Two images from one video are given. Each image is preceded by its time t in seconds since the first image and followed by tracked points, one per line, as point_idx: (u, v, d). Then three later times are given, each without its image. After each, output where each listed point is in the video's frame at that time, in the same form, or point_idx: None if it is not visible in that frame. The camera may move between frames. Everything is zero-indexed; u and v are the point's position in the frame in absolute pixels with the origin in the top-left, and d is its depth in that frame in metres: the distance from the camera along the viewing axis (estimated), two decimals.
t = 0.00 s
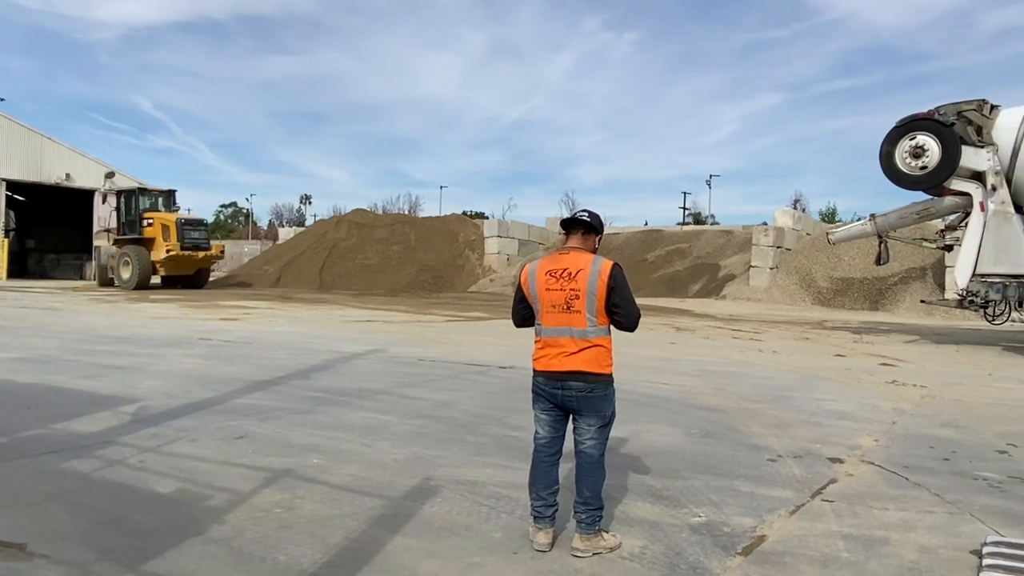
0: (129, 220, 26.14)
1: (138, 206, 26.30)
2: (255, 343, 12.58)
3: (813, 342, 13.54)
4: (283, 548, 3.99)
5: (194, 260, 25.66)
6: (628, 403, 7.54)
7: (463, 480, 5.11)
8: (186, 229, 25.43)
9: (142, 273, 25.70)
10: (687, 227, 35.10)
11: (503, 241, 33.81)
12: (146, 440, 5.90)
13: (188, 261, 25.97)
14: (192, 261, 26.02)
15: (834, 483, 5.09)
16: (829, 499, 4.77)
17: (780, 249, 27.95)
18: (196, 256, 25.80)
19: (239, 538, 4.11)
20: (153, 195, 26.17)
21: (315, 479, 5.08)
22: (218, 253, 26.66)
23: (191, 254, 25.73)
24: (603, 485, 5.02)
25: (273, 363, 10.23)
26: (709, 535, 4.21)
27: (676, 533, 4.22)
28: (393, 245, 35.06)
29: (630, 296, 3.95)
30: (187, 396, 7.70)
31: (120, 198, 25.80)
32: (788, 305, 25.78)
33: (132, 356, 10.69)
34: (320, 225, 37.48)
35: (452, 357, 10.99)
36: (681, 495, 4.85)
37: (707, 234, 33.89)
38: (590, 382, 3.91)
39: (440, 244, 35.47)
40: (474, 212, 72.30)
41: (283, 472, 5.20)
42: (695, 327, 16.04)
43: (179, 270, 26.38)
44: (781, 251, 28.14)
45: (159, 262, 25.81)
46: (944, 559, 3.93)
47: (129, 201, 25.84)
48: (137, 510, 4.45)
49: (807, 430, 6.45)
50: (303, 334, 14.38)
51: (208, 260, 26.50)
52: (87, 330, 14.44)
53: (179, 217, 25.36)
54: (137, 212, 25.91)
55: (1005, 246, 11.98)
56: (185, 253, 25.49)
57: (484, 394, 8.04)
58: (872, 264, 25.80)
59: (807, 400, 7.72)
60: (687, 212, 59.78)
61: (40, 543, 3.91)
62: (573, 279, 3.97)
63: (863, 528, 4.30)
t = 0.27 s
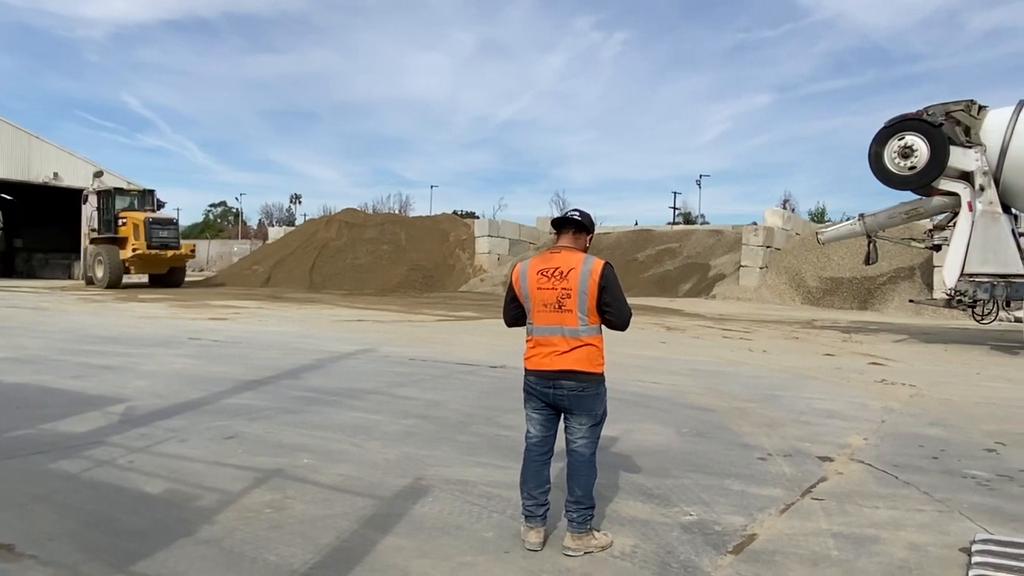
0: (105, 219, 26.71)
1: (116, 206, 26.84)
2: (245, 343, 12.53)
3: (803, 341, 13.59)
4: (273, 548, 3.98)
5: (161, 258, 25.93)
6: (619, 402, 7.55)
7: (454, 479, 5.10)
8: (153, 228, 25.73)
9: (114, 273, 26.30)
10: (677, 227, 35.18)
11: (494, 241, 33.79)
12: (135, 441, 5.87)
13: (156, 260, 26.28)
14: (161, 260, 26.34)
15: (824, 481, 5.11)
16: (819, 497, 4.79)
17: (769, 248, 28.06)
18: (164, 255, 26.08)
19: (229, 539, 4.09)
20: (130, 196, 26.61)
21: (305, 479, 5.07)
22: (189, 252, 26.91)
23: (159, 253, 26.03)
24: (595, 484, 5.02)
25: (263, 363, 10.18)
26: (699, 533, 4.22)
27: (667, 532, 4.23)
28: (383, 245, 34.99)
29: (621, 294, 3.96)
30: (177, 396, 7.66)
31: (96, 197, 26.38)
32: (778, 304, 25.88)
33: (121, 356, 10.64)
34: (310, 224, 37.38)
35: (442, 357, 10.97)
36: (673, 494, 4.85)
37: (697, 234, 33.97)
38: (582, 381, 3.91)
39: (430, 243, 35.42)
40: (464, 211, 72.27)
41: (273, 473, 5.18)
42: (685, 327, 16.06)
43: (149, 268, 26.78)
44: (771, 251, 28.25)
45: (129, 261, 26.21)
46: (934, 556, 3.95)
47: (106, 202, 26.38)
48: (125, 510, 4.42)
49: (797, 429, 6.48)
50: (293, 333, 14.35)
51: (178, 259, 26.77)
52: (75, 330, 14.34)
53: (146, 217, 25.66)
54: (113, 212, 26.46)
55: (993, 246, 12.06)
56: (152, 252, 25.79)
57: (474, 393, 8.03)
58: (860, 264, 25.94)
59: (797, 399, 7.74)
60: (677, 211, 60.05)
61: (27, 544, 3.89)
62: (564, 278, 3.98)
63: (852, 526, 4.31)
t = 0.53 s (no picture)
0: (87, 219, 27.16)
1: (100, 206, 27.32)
2: (235, 342, 12.48)
3: (793, 341, 13.64)
4: (264, 549, 3.97)
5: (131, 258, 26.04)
6: (610, 401, 7.56)
7: (446, 479, 5.10)
8: (123, 228, 25.88)
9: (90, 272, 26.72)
10: (668, 226, 35.22)
11: (484, 240, 33.77)
12: (124, 441, 5.84)
13: (129, 259, 26.44)
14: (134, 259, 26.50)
15: (814, 480, 5.13)
16: (810, 496, 4.81)
17: (760, 248, 28.14)
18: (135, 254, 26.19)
19: (220, 539, 4.08)
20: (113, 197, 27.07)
21: (296, 479, 5.05)
22: (162, 251, 26.94)
23: (131, 253, 26.16)
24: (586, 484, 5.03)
25: (253, 362, 10.15)
26: (690, 533, 4.23)
27: (658, 531, 4.23)
28: (374, 245, 34.91)
29: (612, 293, 3.96)
30: (166, 396, 7.63)
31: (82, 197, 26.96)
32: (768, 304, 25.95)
33: (109, 356, 10.59)
34: (301, 224, 37.25)
35: (433, 357, 10.95)
36: (664, 493, 4.86)
37: (688, 234, 34.02)
38: (573, 381, 3.91)
39: (421, 243, 35.36)
40: (455, 211, 72.16)
41: (265, 473, 5.16)
42: (676, 326, 16.09)
43: (123, 267, 26.98)
44: (761, 250, 28.32)
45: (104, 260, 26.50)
46: (923, 555, 3.97)
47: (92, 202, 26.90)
48: (115, 511, 4.40)
49: (787, 428, 6.50)
50: (283, 333, 14.30)
51: (152, 258, 26.87)
52: (63, 329, 14.27)
53: (117, 217, 25.85)
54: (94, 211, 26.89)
55: (981, 246, 12.13)
56: (122, 252, 25.94)
57: (466, 393, 8.02)
58: (850, 264, 26.04)
59: (788, 398, 7.77)
60: (668, 211, 60.14)
61: (17, 545, 3.86)
62: (555, 277, 3.98)
63: (842, 525, 4.33)
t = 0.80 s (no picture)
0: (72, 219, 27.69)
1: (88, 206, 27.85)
2: (225, 342, 12.44)
3: (783, 340, 13.69)
4: (254, 549, 3.95)
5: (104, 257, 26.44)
6: (601, 401, 7.56)
7: (437, 479, 5.09)
8: (97, 227, 26.31)
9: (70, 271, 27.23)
10: (659, 226, 35.26)
11: (476, 240, 33.76)
12: (114, 441, 5.81)
13: (104, 258, 26.84)
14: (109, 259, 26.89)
15: (804, 479, 5.15)
16: (799, 494, 4.82)
17: (750, 248, 28.22)
18: (109, 253, 26.59)
19: (209, 539, 4.06)
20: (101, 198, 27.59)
21: (287, 479, 5.04)
22: (138, 250, 27.27)
23: (105, 252, 26.58)
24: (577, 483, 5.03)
25: (243, 362, 10.11)
26: (680, 531, 4.24)
27: (649, 530, 4.24)
28: (365, 245, 34.84)
29: (603, 293, 3.96)
30: (156, 396, 7.60)
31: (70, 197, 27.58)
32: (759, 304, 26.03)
33: (98, 356, 10.54)
34: (292, 223, 37.15)
35: (424, 356, 10.93)
36: (654, 492, 4.87)
37: (679, 233, 34.10)
38: (563, 380, 3.92)
39: (412, 243, 35.30)
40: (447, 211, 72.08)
41: (255, 473, 5.14)
42: (668, 326, 16.12)
43: (100, 266, 27.40)
44: (752, 250, 28.41)
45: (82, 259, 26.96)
46: (911, 552, 3.99)
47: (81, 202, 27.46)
48: (104, 511, 4.37)
49: (777, 427, 6.53)
50: (274, 333, 14.27)
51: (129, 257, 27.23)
52: (52, 329, 14.19)
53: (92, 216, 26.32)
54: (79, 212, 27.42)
55: (970, 246, 12.20)
56: (96, 251, 26.36)
57: (456, 393, 8.02)
58: (840, 263, 26.14)
59: (778, 397, 7.79)
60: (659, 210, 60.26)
61: (4, 546, 3.84)
62: (546, 277, 3.98)
63: (831, 523, 4.35)
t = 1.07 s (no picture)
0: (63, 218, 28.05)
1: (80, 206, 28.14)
2: (216, 342, 12.40)
3: (774, 340, 13.73)
4: (245, 549, 3.94)
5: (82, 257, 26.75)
6: (593, 401, 7.57)
7: (429, 479, 5.08)
8: (75, 227, 26.66)
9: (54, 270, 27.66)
10: (650, 226, 35.31)
11: (468, 240, 33.73)
12: (104, 441, 5.79)
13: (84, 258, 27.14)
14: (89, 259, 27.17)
15: (795, 478, 5.17)
16: (790, 493, 4.84)
17: (741, 248, 28.29)
18: (87, 253, 26.89)
19: (200, 540, 4.04)
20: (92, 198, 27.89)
21: (278, 479, 5.02)
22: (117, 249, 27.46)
23: (83, 251, 26.90)
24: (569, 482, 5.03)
25: (234, 362, 10.07)
26: (672, 530, 4.25)
27: (640, 529, 4.25)
28: (356, 245, 34.77)
29: (594, 293, 3.97)
30: (146, 396, 7.57)
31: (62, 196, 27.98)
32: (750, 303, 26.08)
33: (88, 356, 10.49)
34: (283, 223, 37.03)
35: (416, 356, 10.91)
36: (646, 492, 4.87)
37: (670, 233, 34.14)
38: (554, 379, 3.92)
39: (404, 242, 35.25)
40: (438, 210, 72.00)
41: (246, 473, 5.12)
42: (659, 325, 16.14)
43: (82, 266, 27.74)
44: (743, 250, 28.48)
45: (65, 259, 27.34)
46: (901, 551, 4.01)
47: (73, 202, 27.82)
48: (95, 512, 4.35)
49: (769, 427, 6.54)
50: (264, 333, 14.23)
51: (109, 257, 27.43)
52: (41, 329, 14.10)
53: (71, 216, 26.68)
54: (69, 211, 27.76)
55: (960, 246, 12.27)
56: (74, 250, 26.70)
57: (448, 392, 8.00)
58: (831, 263, 26.23)
59: (769, 397, 7.80)
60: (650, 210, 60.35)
61: None
62: (537, 276, 3.98)
63: (821, 522, 4.37)
